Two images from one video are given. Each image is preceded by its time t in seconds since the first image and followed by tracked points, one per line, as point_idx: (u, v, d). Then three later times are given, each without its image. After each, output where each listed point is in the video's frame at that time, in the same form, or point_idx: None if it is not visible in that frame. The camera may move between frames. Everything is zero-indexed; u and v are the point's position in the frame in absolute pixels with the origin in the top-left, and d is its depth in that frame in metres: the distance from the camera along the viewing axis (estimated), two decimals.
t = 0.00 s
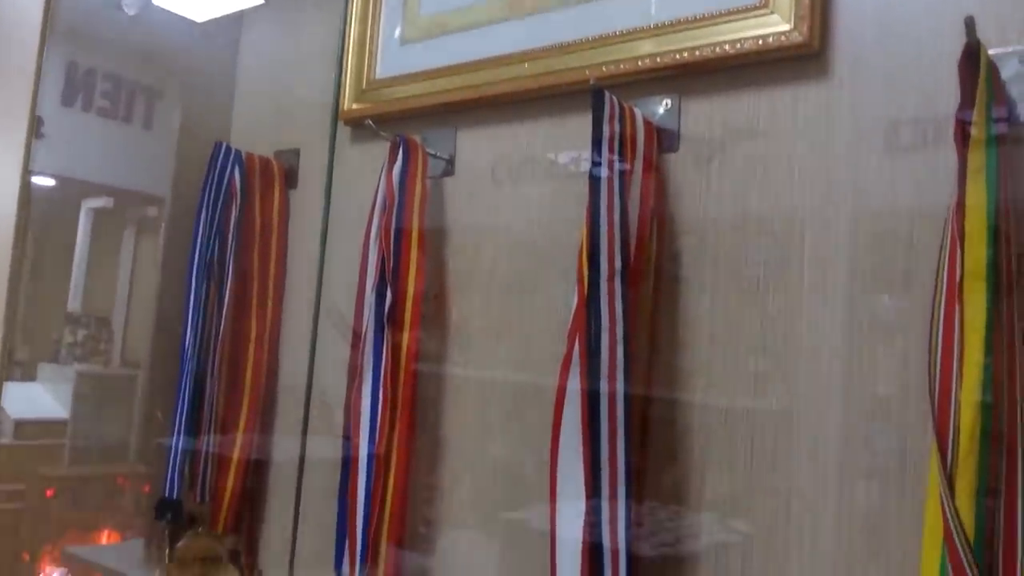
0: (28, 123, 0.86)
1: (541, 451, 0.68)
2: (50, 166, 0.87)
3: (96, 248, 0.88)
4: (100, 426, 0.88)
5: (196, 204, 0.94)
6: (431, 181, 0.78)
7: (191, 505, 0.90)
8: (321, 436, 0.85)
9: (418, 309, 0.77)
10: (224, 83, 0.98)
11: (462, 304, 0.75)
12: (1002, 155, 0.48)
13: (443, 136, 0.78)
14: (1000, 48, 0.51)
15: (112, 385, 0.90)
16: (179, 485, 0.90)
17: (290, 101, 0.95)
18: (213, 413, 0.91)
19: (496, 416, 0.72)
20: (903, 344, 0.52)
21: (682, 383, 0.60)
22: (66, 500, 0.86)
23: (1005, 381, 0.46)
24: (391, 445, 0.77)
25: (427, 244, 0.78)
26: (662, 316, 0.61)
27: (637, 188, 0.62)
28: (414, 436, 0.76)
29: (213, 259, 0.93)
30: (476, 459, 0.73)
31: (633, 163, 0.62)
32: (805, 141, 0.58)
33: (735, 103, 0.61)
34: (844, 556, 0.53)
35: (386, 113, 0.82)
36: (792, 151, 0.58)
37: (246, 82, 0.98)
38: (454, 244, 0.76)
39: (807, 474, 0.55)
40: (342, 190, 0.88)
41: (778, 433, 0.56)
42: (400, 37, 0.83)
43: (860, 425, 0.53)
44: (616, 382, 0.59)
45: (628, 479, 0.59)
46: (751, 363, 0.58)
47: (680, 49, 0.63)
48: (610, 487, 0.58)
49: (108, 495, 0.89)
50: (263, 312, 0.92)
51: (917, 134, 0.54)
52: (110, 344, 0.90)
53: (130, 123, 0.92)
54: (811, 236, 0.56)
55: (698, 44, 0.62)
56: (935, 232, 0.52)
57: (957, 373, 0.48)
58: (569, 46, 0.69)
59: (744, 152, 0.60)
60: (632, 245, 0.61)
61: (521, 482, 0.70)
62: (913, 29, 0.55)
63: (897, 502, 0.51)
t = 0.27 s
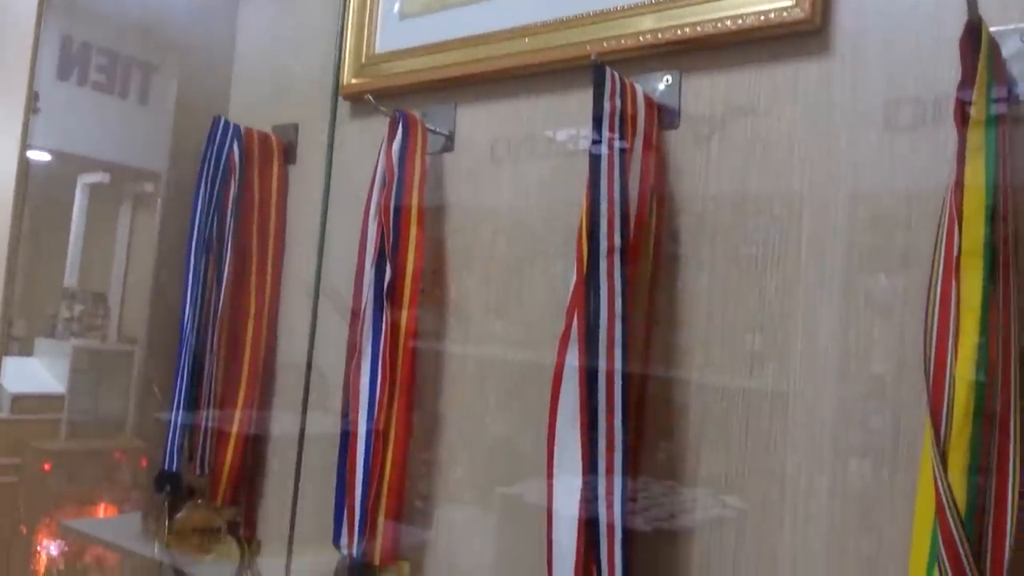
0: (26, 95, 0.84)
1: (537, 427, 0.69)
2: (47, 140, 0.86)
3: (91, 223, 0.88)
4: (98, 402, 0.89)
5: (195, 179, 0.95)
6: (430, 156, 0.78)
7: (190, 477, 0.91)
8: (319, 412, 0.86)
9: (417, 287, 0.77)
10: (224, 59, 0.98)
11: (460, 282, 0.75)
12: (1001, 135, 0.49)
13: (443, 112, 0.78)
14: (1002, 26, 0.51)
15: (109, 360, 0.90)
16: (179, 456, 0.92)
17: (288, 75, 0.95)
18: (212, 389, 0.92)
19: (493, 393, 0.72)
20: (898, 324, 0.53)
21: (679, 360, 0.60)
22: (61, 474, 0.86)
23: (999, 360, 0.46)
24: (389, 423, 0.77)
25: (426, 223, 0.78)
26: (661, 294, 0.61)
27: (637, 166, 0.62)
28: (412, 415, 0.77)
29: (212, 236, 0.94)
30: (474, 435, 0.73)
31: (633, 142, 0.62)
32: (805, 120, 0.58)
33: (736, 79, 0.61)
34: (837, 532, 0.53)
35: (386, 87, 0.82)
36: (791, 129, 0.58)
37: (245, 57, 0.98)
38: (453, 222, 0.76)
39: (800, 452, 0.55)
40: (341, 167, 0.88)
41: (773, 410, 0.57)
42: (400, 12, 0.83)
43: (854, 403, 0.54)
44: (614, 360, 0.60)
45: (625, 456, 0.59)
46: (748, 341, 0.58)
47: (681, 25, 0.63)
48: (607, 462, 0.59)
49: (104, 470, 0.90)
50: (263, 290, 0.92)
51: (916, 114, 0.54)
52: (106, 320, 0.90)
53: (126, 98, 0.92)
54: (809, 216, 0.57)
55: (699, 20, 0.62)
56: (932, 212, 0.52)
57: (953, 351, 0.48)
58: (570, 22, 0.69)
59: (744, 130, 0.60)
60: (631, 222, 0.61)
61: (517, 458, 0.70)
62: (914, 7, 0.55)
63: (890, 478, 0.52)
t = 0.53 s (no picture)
0: (21, 63, 0.84)
1: (534, 393, 0.69)
2: (43, 107, 0.85)
3: (88, 190, 0.87)
4: (98, 368, 0.89)
5: (193, 142, 0.95)
6: (429, 120, 0.77)
7: (191, 439, 0.92)
8: (318, 379, 0.86)
9: (416, 254, 0.77)
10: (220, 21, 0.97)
11: (459, 248, 0.75)
12: (1003, 103, 0.49)
13: (442, 74, 0.78)
14: None
15: (109, 326, 0.90)
16: (180, 421, 0.92)
17: (286, 39, 0.94)
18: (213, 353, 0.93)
19: (491, 359, 0.73)
20: (896, 290, 0.53)
21: (679, 327, 0.60)
22: (63, 440, 0.87)
23: (997, 324, 0.47)
24: (389, 390, 0.77)
25: (425, 191, 0.77)
26: (660, 260, 0.61)
27: (637, 133, 0.62)
28: (411, 382, 0.77)
29: (210, 199, 0.94)
30: (472, 401, 0.74)
31: (633, 110, 0.62)
32: (807, 85, 0.57)
33: (738, 44, 0.61)
34: (833, 496, 0.54)
35: (385, 50, 0.81)
36: (793, 94, 0.58)
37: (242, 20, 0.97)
38: (452, 189, 0.76)
39: (796, 418, 0.56)
40: (339, 131, 0.87)
41: (770, 375, 0.57)
42: None
43: (850, 369, 0.54)
44: (613, 328, 0.60)
45: (623, 423, 0.60)
46: (747, 307, 0.58)
47: None
48: (605, 429, 0.59)
49: (106, 436, 0.90)
50: (262, 257, 0.92)
51: (918, 81, 0.53)
52: (106, 286, 0.90)
53: (122, 64, 0.91)
54: (810, 183, 0.57)
55: None
56: (932, 178, 0.52)
57: (949, 315, 0.49)
58: None
59: (745, 96, 0.60)
60: (631, 188, 0.61)
61: (515, 423, 0.71)
62: None
63: (885, 443, 0.52)
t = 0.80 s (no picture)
0: (7, 32, 0.87)
1: (528, 361, 0.70)
2: (30, 75, 0.87)
3: (79, 160, 0.88)
4: (91, 337, 0.89)
5: (184, 104, 0.94)
6: (423, 81, 0.77)
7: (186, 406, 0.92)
8: (313, 348, 0.86)
9: (410, 222, 0.77)
10: None
11: (453, 217, 0.75)
12: (1000, 70, 0.49)
13: (435, 36, 0.77)
14: None
15: (102, 296, 0.90)
16: (176, 386, 0.93)
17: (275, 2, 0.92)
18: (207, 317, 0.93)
19: (486, 328, 0.73)
20: (889, 258, 0.53)
21: (673, 295, 0.60)
22: (59, 409, 0.88)
23: (990, 288, 0.48)
24: (384, 357, 0.78)
25: (418, 160, 0.77)
26: (655, 227, 0.61)
27: (631, 98, 0.61)
28: (405, 352, 0.77)
29: (203, 163, 0.94)
30: (467, 369, 0.74)
31: (628, 76, 0.61)
32: (804, 49, 0.57)
33: (736, 5, 0.59)
34: (825, 462, 0.54)
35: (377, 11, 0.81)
36: (790, 59, 0.57)
37: None
38: (446, 157, 0.76)
39: (789, 387, 0.56)
40: (332, 96, 0.86)
41: (764, 342, 0.57)
42: None
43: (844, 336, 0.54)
44: (607, 297, 0.61)
45: (618, 389, 0.61)
46: (741, 274, 0.58)
47: None
48: (600, 394, 0.60)
49: (102, 405, 0.91)
50: (254, 222, 0.92)
51: (915, 47, 0.53)
52: (99, 256, 0.90)
53: (112, 33, 0.91)
54: (805, 151, 0.56)
55: None
56: (928, 144, 0.52)
57: (944, 279, 0.49)
58: None
59: (740, 61, 0.59)
60: (626, 153, 0.61)
61: (508, 391, 0.71)
62: None
63: (878, 409, 0.53)
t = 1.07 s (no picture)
0: (5, 7, 0.88)
1: (530, 335, 0.70)
2: (28, 50, 0.88)
3: (79, 136, 0.90)
4: (94, 313, 0.91)
5: (184, 75, 0.94)
6: (424, 51, 0.77)
7: (191, 376, 0.93)
8: (316, 322, 0.87)
9: (412, 196, 0.77)
10: None
11: (455, 189, 0.75)
12: (1007, 38, 0.48)
13: (436, 5, 0.76)
14: None
15: (104, 271, 0.91)
16: (180, 357, 0.93)
17: None
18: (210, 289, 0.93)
19: (489, 301, 0.73)
20: (893, 229, 0.53)
21: (675, 267, 0.61)
22: (63, 385, 0.90)
23: (993, 255, 0.47)
24: (387, 330, 0.78)
25: (420, 134, 0.77)
26: (658, 198, 0.62)
27: (635, 69, 0.62)
28: (409, 325, 0.78)
29: (203, 135, 0.94)
30: (469, 342, 0.74)
31: (631, 48, 0.62)
32: (809, 18, 0.56)
33: None
34: (827, 433, 0.54)
35: None
36: (794, 28, 0.57)
37: None
38: (448, 129, 0.76)
39: (792, 360, 0.56)
40: (334, 68, 0.86)
41: (767, 314, 0.57)
42: None
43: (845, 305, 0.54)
44: (610, 271, 0.62)
45: (619, 359, 0.61)
46: (743, 247, 0.58)
47: None
48: (602, 367, 0.61)
49: (106, 380, 0.92)
50: (256, 193, 0.92)
51: (921, 16, 0.52)
52: (102, 232, 0.91)
53: (110, 8, 0.91)
54: (809, 125, 0.56)
55: None
56: (933, 112, 0.51)
57: (948, 238, 0.49)
58: None
59: (744, 32, 0.59)
60: (629, 124, 0.62)
61: (510, 364, 0.71)
62: None
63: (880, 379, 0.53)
